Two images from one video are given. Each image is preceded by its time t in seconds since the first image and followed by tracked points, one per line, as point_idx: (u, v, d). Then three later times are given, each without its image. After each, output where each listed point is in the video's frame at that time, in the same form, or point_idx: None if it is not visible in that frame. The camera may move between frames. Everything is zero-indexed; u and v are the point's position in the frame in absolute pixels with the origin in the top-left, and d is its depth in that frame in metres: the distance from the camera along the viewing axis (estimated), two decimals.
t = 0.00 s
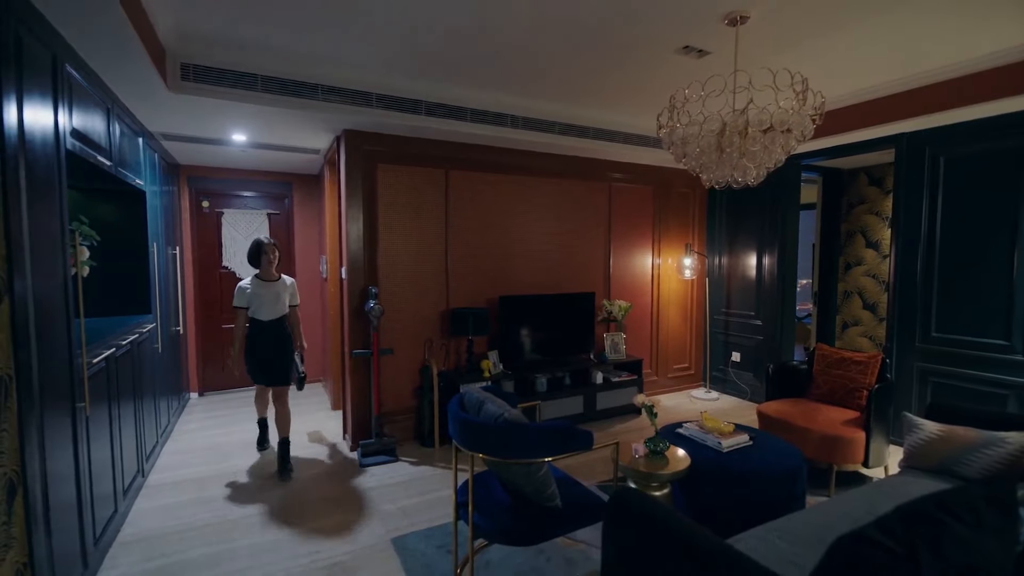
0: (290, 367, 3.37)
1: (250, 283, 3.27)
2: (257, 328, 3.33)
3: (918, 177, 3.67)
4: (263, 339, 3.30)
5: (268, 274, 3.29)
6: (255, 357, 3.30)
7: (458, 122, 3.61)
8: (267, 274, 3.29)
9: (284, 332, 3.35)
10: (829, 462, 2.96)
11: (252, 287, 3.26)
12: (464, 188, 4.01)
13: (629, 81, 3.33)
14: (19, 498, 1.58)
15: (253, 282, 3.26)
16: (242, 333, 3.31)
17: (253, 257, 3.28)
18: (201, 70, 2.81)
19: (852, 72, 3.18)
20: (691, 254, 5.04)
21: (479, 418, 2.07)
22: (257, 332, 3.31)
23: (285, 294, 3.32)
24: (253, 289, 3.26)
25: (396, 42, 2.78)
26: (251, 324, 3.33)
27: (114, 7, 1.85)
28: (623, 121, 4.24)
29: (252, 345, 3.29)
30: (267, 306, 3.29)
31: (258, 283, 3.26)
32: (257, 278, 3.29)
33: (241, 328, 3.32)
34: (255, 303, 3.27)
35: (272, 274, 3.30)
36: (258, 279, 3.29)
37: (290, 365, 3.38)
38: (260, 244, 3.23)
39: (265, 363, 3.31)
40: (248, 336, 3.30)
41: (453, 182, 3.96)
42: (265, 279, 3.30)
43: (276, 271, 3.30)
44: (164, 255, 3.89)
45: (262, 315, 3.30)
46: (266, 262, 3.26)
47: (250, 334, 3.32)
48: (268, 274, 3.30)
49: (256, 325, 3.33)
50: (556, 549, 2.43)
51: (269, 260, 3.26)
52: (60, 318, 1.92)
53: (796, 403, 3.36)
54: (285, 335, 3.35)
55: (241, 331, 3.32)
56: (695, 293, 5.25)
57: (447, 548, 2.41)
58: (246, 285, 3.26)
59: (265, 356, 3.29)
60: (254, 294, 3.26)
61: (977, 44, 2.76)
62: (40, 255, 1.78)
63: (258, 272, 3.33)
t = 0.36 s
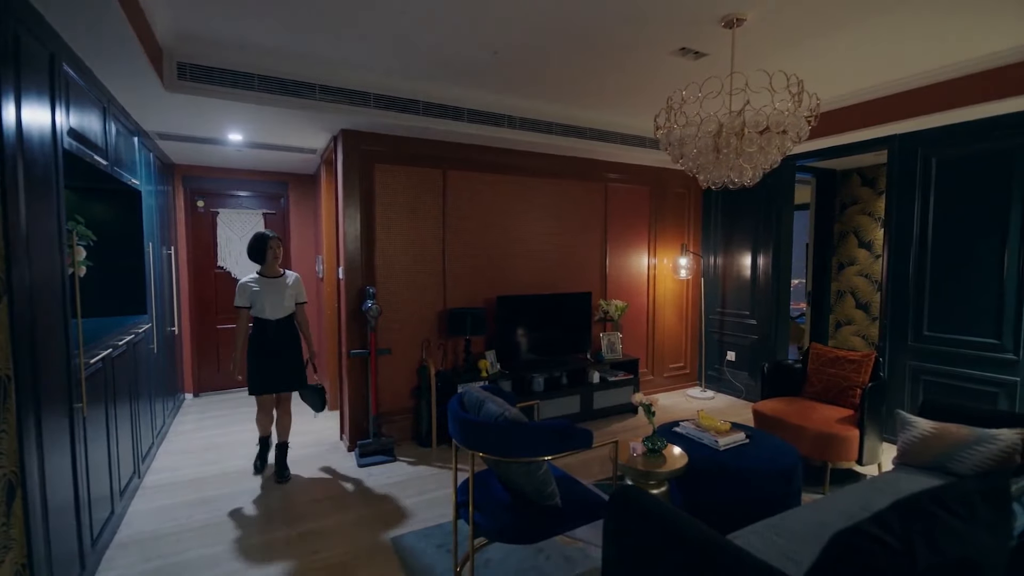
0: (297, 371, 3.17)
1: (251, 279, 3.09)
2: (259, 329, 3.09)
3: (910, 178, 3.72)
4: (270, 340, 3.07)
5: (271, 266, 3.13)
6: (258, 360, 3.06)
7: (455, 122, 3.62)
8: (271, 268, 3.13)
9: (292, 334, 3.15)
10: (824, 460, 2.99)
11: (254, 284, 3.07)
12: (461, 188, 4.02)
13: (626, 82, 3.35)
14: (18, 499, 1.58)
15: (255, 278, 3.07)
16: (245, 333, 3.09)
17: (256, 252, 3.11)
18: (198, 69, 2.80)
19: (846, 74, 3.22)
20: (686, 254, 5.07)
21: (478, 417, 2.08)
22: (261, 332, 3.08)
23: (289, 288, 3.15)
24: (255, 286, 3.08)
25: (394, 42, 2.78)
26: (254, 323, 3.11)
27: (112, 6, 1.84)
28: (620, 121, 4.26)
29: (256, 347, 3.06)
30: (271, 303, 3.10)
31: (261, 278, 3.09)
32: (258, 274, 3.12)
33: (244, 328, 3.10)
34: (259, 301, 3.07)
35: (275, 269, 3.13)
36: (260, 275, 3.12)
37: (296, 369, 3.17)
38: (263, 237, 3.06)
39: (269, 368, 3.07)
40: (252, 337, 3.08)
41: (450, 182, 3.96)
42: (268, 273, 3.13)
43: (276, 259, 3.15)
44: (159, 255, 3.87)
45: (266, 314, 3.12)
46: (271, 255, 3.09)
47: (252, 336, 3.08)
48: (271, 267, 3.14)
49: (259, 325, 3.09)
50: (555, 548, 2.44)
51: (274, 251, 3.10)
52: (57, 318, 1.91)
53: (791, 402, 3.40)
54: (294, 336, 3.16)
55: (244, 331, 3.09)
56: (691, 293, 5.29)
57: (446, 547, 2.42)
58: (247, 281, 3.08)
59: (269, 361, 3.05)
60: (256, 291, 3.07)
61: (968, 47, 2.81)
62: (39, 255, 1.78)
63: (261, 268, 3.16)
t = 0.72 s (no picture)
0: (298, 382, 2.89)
1: (247, 285, 2.77)
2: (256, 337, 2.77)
3: (900, 180, 3.78)
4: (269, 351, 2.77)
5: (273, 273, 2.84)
6: (254, 374, 2.74)
7: (451, 123, 3.63)
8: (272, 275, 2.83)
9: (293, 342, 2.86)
10: (816, 457, 3.03)
11: (252, 291, 2.76)
12: (457, 189, 4.02)
13: (621, 83, 3.38)
14: (14, 501, 1.56)
15: (253, 285, 2.76)
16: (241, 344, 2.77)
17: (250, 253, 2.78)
18: (193, 67, 2.79)
19: (837, 77, 3.26)
20: (680, 254, 5.11)
21: (477, 416, 2.09)
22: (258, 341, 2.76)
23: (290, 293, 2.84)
24: (254, 293, 2.76)
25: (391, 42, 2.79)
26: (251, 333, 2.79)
27: (109, 5, 1.84)
28: (614, 122, 4.29)
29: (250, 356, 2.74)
30: (274, 312, 2.80)
31: (261, 285, 2.78)
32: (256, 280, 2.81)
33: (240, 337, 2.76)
34: (259, 309, 2.76)
35: (277, 275, 2.84)
36: (258, 281, 2.81)
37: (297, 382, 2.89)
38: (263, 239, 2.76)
39: (267, 381, 2.77)
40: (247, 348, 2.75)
41: (446, 183, 3.97)
42: (268, 280, 2.82)
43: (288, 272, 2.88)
44: (151, 255, 3.84)
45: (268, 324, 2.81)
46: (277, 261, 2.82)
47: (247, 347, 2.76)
48: (271, 274, 2.84)
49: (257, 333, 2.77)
50: (552, 546, 2.46)
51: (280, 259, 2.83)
52: (52, 319, 1.90)
53: (784, 400, 3.44)
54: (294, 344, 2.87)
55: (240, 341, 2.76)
56: (684, 292, 5.33)
57: (444, 547, 2.43)
58: (244, 288, 2.76)
59: (269, 372, 2.77)
60: (256, 299, 2.76)
61: (955, 52, 2.86)
62: (33, 255, 1.76)
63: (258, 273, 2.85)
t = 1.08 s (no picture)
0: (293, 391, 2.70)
1: (241, 283, 2.57)
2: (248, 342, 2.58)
3: (886, 181, 3.85)
4: (261, 358, 2.58)
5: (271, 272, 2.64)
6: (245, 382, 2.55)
7: (445, 123, 3.64)
8: (269, 273, 2.63)
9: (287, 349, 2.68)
10: (806, 454, 3.08)
11: (247, 290, 2.56)
12: (450, 189, 4.03)
13: (615, 85, 3.41)
14: (7, 504, 1.54)
15: (249, 284, 2.57)
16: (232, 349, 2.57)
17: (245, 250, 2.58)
18: (185, 66, 2.77)
19: (826, 80, 3.32)
20: (671, 254, 5.16)
21: (473, 416, 2.10)
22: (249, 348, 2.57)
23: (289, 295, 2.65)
24: (249, 292, 2.56)
25: (385, 43, 2.79)
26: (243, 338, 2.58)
27: (102, 3, 1.82)
28: (607, 123, 4.32)
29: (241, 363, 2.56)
30: (270, 313, 2.60)
31: (258, 284, 2.59)
32: (251, 278, 2.61)
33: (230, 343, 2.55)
34: (254, 310, 2.55)
35: (274, 273, 2.64)
36: (254, 279, 2.61)
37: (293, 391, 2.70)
38: (259, 235, 2.55)
39: (259, 390, 2.58)
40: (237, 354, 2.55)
41: (440, 183, 3.97)
42: (265, 279, 2.63)
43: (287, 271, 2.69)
44: (141, 255, 3.80)
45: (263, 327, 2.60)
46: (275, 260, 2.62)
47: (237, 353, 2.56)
48: (269, 273, 2.64)
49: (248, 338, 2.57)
50: (547, 544, 2.48)
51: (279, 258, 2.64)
52: (43, 320, 1.87)
53: (774, 398, 3.49)
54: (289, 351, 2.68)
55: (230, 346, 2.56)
56: (676, 292, 5.38)
57: (441, 546, 2.44)
58: (238, 286, 2.56)
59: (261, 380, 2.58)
60: (251, 299, 2.56)
61: (939, 56, 2.93)
62: (24, 254, 1.74)
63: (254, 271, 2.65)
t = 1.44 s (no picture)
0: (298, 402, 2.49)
1: (242, 287, 2.37)
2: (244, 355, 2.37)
3: (870, 183, 3.94)
4: (259, 368, 2.39)
5: (273, 275, 2.47)
6: (244, 395, 2.38)
7: (437, 123, 3.65)
8: (272, 277, 2.46)
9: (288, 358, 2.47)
10: (794, 450, 3.14)
11: (249, 293, 2.37)
12: (442, 189, 4.03)
13: (605, 86, 3.44)
14: None
15: (251, 287, 2.38)
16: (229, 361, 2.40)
17: (249, 251, 2.42)
18: (174, 64, 2.74)
19: (812, 83, 3.39)
20: (661, 255, 5.21)
21: (468, 415, 2.11)
22: (246, 359, 2.37)
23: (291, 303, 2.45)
24: (251, 296, 2.37)
25: (377, 43, 2.79)
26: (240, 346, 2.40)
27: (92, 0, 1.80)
28: (597, 125, 4.35)
29: (238, 375, 2.37)
30: (273, 320, 2.41)
31: (261, 287, 2.40)
32: (252, 281, 2.41)
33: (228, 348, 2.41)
34: (256, 316, 2.36)
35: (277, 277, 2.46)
36: (255, 282, 2.42)
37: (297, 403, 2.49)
38: (260, 236, 2.41)
39: (261, 401, 2.41)
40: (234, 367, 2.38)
41: (431, 183, 3.97)
42: (267, 283, 2.45)
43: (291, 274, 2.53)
44: (127, 255, 3.74)
45: (263, 336, 2.40)
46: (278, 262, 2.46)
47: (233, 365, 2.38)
48: (271, 276, 2.47)
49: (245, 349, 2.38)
50: (541, 542, 2.50)
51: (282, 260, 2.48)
52: (30, 321, 1.85)
53: (762, 396, 3.54)
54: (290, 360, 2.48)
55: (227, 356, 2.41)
56: (665, 292, 5.44)
57: (434, 546, 2.44)
58: (239, 289, 2.36)
59: (262, 392, 2.40)
60: (253, 304, 2.37)
61: (921, 61, 3.01)
62: (12, 255, 1.71)
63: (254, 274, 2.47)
